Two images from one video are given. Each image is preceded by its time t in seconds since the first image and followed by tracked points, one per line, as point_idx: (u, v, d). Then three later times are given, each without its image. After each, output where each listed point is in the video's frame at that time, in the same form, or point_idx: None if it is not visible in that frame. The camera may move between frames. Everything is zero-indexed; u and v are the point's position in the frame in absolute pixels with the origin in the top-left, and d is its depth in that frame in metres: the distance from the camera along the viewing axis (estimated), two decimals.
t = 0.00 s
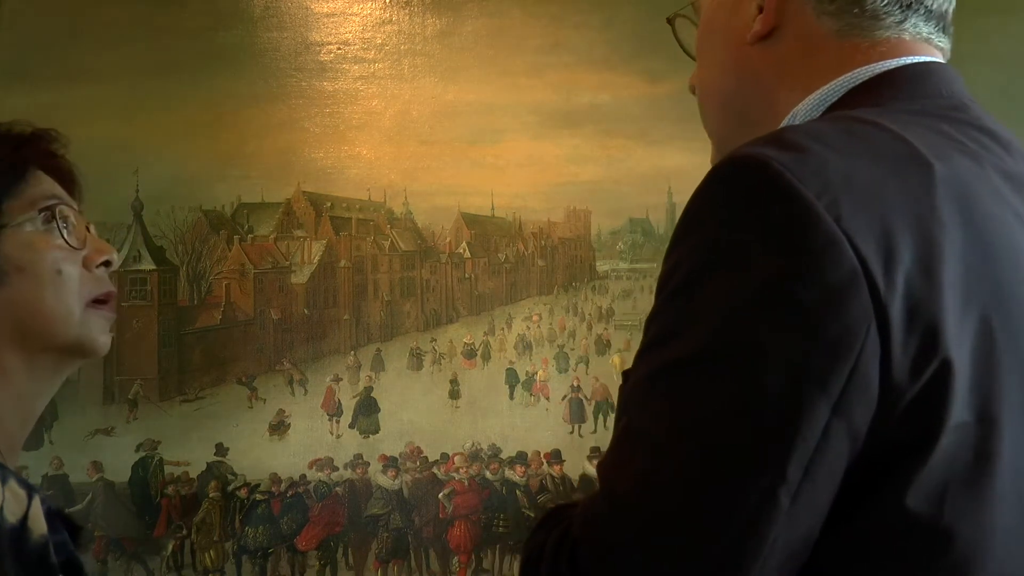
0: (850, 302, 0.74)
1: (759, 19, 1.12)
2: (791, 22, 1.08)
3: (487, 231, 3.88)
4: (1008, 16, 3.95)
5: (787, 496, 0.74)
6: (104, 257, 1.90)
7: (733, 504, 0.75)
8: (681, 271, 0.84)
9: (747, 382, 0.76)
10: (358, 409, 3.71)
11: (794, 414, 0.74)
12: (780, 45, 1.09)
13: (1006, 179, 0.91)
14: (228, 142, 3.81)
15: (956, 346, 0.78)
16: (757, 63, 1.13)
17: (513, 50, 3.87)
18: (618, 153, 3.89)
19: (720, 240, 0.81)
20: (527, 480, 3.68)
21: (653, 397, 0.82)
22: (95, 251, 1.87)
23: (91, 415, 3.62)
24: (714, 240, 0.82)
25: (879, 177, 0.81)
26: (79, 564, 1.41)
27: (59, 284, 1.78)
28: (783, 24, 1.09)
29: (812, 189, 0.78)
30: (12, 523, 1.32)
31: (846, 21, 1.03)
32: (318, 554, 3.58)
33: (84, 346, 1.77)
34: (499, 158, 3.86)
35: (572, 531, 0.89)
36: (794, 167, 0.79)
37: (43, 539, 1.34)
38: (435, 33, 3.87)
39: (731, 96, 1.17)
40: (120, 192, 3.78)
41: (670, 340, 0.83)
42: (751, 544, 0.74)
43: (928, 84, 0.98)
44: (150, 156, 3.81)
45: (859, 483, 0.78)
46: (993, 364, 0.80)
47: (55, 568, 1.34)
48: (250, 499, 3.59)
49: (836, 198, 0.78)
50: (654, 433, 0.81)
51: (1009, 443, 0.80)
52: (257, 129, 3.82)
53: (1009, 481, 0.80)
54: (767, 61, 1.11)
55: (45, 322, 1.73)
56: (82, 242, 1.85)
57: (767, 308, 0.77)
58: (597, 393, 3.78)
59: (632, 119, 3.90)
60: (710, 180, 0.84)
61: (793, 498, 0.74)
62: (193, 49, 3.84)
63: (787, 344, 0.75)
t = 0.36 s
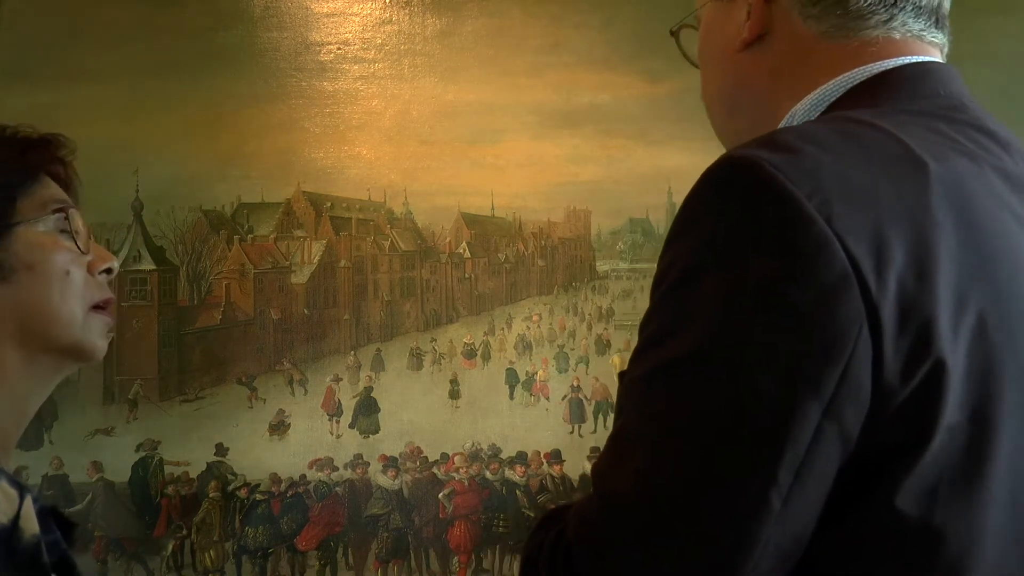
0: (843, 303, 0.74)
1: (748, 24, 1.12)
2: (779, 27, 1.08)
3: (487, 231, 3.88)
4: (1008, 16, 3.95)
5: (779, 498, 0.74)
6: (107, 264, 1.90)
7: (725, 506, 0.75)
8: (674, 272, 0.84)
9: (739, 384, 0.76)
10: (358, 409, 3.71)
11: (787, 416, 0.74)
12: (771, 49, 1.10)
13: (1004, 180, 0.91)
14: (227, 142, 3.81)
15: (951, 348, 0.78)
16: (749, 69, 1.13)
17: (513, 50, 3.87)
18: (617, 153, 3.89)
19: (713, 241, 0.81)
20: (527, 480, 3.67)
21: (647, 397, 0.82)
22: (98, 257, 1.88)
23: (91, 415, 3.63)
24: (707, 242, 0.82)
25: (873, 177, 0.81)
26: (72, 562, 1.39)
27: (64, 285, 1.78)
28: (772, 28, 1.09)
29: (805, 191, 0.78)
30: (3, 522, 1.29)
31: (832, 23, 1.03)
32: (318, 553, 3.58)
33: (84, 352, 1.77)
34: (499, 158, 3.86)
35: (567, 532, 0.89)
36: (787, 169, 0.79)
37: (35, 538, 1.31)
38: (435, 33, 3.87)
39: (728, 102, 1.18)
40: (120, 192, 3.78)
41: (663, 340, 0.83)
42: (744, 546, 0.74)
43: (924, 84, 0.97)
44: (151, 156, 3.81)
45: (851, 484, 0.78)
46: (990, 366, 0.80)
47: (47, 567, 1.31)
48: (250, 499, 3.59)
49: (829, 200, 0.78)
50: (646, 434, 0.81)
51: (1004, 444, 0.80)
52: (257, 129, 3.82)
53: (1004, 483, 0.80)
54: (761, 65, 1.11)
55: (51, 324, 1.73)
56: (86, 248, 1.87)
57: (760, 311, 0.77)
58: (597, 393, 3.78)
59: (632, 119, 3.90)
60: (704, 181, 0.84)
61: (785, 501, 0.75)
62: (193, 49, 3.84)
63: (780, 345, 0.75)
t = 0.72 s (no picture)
0: (898, 317, 0.74)
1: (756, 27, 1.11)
2: (789, 27, 1.07)
3: (487, 231, 3.88)
4: (1007, 16, 3.95)
5: (838, 513, 0.74)
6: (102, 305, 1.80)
7: (782, 522, 0.74)
8: (723, 284, 0.81)
9: (796, 398, 0.75)
10: (358, 409, 3.70)
11: (844, 432, 0.73)
12: (783, 51, 1.08)
13: None
14: (228, 143, 3.81)
15: (1000, 360, 0.79)
16: (760, 70, 1.11)
17: (513, 50, 3.87)
18: (618, 154, 3.89)
19: (763, 252, 0.79)
20: (527, 480, 3.66)
21: (695, 409, 0.80)
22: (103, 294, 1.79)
23: (92, 416, 3.63)
24: (757, 253, 0.79)
25: (919, 188, 0.80)
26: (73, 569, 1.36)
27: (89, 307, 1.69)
28: (783, 31, 1.08)
29: (856, 204, 0.76)
30: (4, 532, 1.27)
31: (844, 23, 1.02)
32: (319, 553, 3.58)
33: (82, 380, 1.68)
34: (499, 158, 3.86)
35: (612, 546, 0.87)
36: (836, 179, 0.77)
37: (36, 548, 1.29)
38: (435, 33, 3.86)
39: (738, 103, 1.16)
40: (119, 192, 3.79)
41: (713, 352, 0.81)
42: (804, 559, 0.74)
43: (944, 84, 0.97)
44: (149, 156, 3.81)
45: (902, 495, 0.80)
46: None
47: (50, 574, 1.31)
48: (250, 499, 3.59)
49: (882, 214, 0.76)
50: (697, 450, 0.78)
51: None
52: (258, 129, 3.83)
53: None
54: (771, 68, 1.10)
55: (68, 346, 1.64)
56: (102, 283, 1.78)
57: (815, 324, 0.75)
58: (597, 393, 3.76)
59: (632, 119, 3.90)
60: (752, 191, 0.81)
61: (845, 512, 0.74)
62: (192, 49, 3.84)
63: (835, 359, 0.74)
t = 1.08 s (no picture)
0: (953, 286, 0.63)
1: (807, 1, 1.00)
2: None
3: (487, 231, 3.88)
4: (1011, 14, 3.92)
5: (896, 495, 0.63)
6: (119, 290, 1.63)
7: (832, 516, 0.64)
8: (763, 266, 0.73)
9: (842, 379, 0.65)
10: (358, 409, 3.70)
11: (896, 412, 0.63)
12: (834, 25, 0.97)
13: None
14: (228, 142, 3.82)
15: None
16: (811, 46, 1.00)
17: (513, 50, 3.87)
18: (617, 154, 3.89)
19: (803, 219, 0.70)
20: (527, 480, 3.66)
21: (732, 397, 0.71)
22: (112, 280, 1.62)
23: (92, 416, 3.63)
24: (797, 224, 0.70)
25: (974, 157, 0.68)
26: None
27: (84, 298, 1.54)
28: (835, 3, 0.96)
29: (903, 169, 0.66)
30: None
31: None
32: (318, 553, 3.58)
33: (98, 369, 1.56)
34: (499, 158, 3.86)
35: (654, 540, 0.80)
36: (881, 145, 0.67)
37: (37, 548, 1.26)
38: (436, 33, 3.86)
39: (786, 82, 1.04)
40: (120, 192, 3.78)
41: (757, 334, 0.72)
42: (855, 557, 0.63)
43: (1001, 56, 0.83)
44: (150, 156, 3.81)
45: (966, 480, 0.68)
46: None
47: None
48: (250, 499, 3.59)
49: (930, 177, 0.66)
50: (738, 442, 0.70)
51: None
52: (257, 129, 3.82)
53: None
54: (822, 45, 0.99)
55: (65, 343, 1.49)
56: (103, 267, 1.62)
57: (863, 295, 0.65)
58: (597, 392, 3.75)
59: (632, 119, 3.90)
60: (790, 159, 0.73)
61: (902, 500, 0.64)
62: (193, 49, 3.84)
63: (887, 334, 0.64)
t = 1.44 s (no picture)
0: (956, 290, 0.63)
1: None
2: None
3: (487, 231, 3.87)
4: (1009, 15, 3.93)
5: (906, 499, 0.64)
6: (101, 260, 1.98)
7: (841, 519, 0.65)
8: (770, 267, 0.74)
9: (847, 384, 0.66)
10: (358, 409, 3.70)
11: (902, 415, 0.64)
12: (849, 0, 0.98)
13: None
14: (227, 141, 3.81)
15: None
16: (828, 25, 1.00)
17: (513, 50, 3.87)
18: (617, 153, 3.89)
19: (805, 224, 0.70)
20: (527, 480, 3.65)
21: (740, 403, 0.73)
22: (91, 255, 1.96)
23: (92, 416, 3.63)
24: (800, 230, 0.71)
25: (978, 152, 0.68)
26: (69, 567, 1.34)
27: (55, 284, 1.86)
28: None
29: (903, 171, 0.65)
30: None
31: None
32: (318, 554, 3.58)
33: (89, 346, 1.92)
34: (499, 158, 3.86)
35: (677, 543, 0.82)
36: (881, 146, 0.67)
37: (31, 542, 1.29)
38: (436, 33, 3.86)
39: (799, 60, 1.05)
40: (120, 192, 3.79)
41: (765, 339, 0.72)
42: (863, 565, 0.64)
43: (1012, 43, 0.84)
44: (150, 156, 3.81)
45: (978, 479, 0.69)
46: None
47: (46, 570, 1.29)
48: (250, 499, 3.59)
49: (931, 177, 0.65)
50: (746, 448, 0.71)
51: None
52: (257, 129, 3.82)
53: None
54: (835, 19, 0.99)
55: (31, 331, 1.80)
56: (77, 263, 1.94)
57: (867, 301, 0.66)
58: (597, 392, 3.74)
59: (632, 118, 3.89)
60: (792, 165, 0.73)
61: (911, 510, 0.64)
62: (193, 49, 3.84)
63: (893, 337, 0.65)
